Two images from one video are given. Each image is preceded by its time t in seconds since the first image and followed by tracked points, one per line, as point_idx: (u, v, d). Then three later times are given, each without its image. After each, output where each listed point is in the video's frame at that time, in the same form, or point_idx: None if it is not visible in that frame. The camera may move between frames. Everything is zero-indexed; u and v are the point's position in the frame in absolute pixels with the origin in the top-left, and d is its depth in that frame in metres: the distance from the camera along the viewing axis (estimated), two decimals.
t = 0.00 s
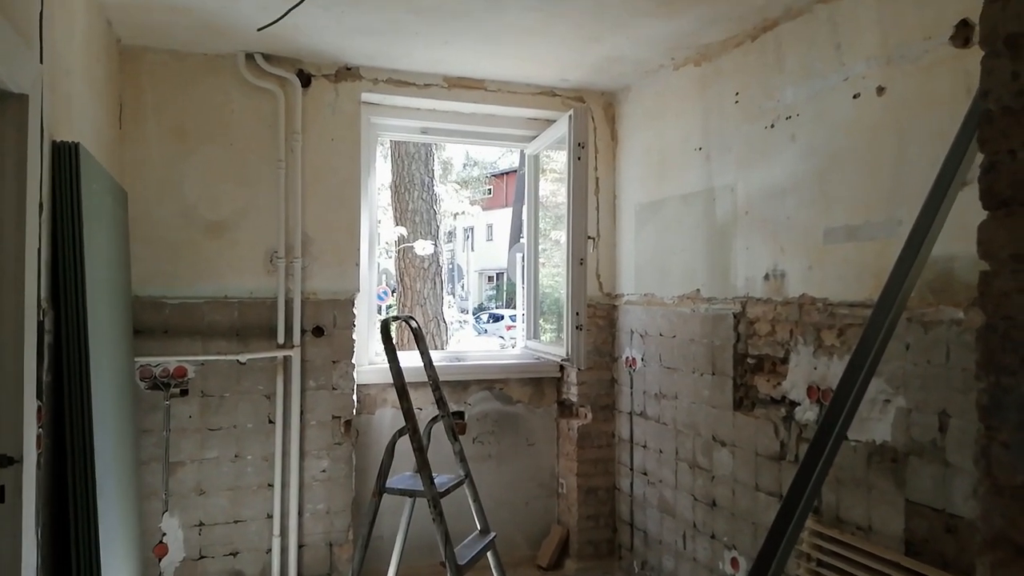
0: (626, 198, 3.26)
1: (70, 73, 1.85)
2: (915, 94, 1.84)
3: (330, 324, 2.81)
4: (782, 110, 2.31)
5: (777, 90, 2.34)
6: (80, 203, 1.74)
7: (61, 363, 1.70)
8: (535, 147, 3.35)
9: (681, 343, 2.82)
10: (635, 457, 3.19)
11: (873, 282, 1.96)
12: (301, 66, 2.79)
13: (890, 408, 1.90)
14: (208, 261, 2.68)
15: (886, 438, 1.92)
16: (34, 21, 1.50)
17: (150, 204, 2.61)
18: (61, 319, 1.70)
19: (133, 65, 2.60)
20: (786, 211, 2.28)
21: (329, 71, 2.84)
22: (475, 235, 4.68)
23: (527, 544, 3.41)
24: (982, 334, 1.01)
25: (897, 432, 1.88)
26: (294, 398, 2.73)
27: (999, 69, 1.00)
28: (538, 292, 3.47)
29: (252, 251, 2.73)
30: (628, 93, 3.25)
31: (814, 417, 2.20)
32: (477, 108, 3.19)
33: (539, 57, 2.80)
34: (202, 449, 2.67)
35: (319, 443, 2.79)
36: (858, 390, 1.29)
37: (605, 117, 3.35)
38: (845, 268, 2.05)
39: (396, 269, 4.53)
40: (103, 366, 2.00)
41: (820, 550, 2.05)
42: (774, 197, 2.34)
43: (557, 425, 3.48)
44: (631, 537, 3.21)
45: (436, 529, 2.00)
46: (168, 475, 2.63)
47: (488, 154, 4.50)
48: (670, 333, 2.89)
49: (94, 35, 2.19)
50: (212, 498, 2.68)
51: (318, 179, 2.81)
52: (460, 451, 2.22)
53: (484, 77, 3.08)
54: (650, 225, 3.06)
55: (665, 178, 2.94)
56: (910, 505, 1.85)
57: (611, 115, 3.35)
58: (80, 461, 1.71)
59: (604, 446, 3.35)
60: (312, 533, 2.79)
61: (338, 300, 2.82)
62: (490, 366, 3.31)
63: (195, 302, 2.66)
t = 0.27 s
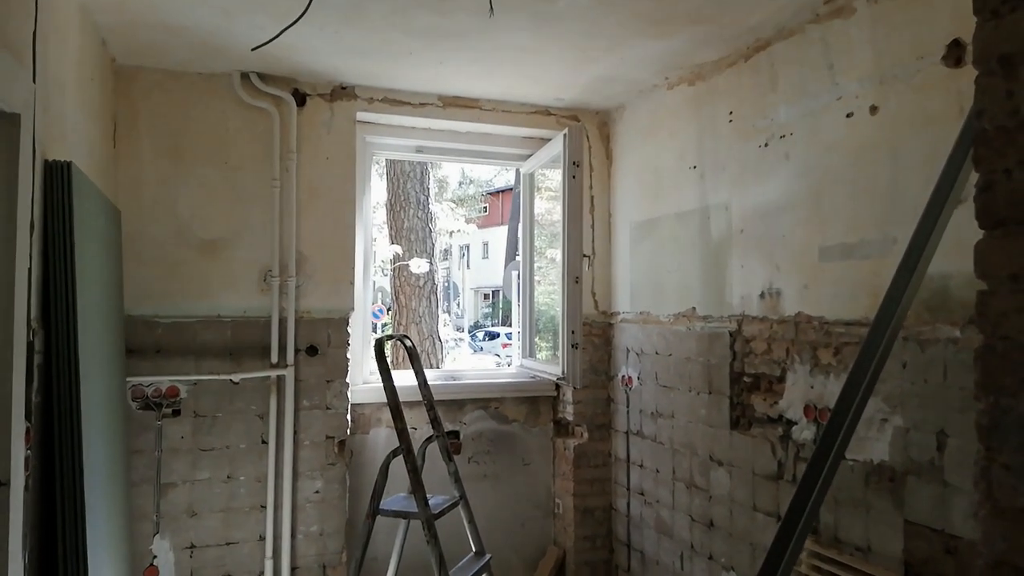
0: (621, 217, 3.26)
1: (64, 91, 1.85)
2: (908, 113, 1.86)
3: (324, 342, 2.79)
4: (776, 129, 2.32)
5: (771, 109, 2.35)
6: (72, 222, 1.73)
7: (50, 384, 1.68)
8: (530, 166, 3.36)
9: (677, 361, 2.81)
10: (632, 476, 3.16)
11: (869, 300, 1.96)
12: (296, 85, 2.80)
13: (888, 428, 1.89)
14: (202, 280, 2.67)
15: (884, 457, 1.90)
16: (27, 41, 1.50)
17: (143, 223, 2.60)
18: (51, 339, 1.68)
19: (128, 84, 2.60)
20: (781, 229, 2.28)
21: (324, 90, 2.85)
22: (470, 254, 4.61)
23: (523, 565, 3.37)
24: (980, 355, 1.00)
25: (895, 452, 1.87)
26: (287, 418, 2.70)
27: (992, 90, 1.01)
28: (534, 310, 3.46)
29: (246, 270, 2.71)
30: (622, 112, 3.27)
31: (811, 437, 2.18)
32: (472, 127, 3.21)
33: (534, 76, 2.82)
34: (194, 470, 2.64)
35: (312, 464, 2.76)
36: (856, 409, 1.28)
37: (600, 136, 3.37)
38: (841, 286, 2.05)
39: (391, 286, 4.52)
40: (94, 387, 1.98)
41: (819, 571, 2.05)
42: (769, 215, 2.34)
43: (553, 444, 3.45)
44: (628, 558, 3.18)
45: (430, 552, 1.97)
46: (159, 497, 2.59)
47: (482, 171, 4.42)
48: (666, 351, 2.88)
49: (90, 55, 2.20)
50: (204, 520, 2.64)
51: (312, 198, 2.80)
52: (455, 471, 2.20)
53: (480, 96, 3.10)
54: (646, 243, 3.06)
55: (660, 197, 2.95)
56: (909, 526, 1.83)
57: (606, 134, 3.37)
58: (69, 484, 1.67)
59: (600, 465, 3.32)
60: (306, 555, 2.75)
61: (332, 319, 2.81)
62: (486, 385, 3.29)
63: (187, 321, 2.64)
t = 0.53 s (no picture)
0: (618, 233, 3.27)
1: (60, 109, 1.85)
2: (903, 131, 1.87)
3: (320, 359, 2.77)
4: (772, 146, 2.33)
5: (766, 126, 2.37)
6: (66, 239, 1.72)
7: (42, 402, 1.66)
8: (527, 183, 3.37)
9: (674, 378, 2.80)
10: (630, 494, 3.14)
11: (866, 317, 1.96)
12: (293, 103, 2.81)
13: (887, 445, 1.88)
14: (197, 297, 2.65)
15: (883, 475, 1.89)
16: (24, 59, 1.50)
17: (139, 240, 2.59)
18: (43, 357, 1.66)
19: (125, 102, 2.61)
20: (777, 246, 2.29)
21: (321, 108, 2.86)
22: (468, 269, 4.74)
23: None
24: (980, 372, 1.00)
25: (895, 469, 1.86)
26: (282, 436, 2.68)
27: (987, 107, 1.01)
28: (531, 327, 3.45)
29: (242, 287, 2.70)
30: (618, 129, 3.29)
31: (809, 454, 2.17)
32: (469, 144, 3.22)
33: (531, 94, 2.83)
34: (187, 489, 2.61)
35: (307, 482, 2.73)
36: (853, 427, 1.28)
37: (596, 153, 3.38)
38: (838, 302, 2.05)
39: (388, 304, 4.48)
40: (86, 406, 1.96)
41: None
42: (765, 232, 2.34)
43: (550, 462, 3.42)
44: None
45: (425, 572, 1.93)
46: (152, 516, 2.56)
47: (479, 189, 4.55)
48: (664, 368, 2.87)
49: (86, 73, 2.20)
50: (197, 539, 2.61)
51: (308, 215, 2.80)
52: (451, 490, 2.17)
53: (476, 113, 3.12)
54: (642, 260, 3.06)
55: (657, 213, 2.96)
56: (909, 544, 1.81)
57: (602, 151, 3.38)
58: (60, 504, 1.65)
59: (598, 483, 3.29)
60: None
61: (328, 335, 2.79)
62: (482, 402, 3.27)
63: (182, 338, 2.62)
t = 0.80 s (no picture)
0: (616, 248, 3.27)
1: (57, 123, 1.85)
2: (900, 145, 1.87)
3: (316, 374, 2.76)
4: (769, 161, 2.34)
5: (763, 140, 2.37)
6: (62, 253, 1.71)
7: (35, 418, 1.64)
8: (524, 197, 3.37)
9: (673, 393, 2.79)
10: (629, 510, 3.11)
11: (865, 332, 1.95)
12: (291, 117, 2.82)
13: (887, 461, 1.86)
14: (193, 312, 2.64)
15: (884, 491, 1.88)
16: (20, 73, 1.50)
17: (135, 255, 2.59)
18: (37, 371, 1.65)
19: (123, 117, 2.61)
20: (775, 261, 2.29)
21: (319, 122, 2.86)
22: (465, 284, 4.77)
23: None
24: (983, 388, 1.00)
25: (895, 485, 1.84)
26: (278, 452, 2.65)
27: (987, 121, 1.02)
28: (529, 341, 3.44)
29: (239, 301, 2.69)
30: (615, 144, 3.30)
31: (809, 470, 2.15)
32: (467, 159, 3.22)
33: (529, 109, 2.84)
34: (182, 505, 2.58)
35: (303, 499, 2.70)
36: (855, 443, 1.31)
37: (593, 168, 3.39)
38: (837, 317, 2.05)
39: (385, 318, 4.44)
40: (80, 423, 1.95)
41: None
42: (763, 246, 2.34)
43: (548, 478, 3.40)
44: None
45: None
46: (146, 533, 2.53)
47: (478, 203, 4.65)
48: (662, 383, 2.86)
49: (85, 88, 2.21)
50: (192, 557, 2.58)
51: (306, 229, 2.80)
52: (448, 507, 2.14)
53: (474, 128, 3.12)
54: (640, 274, 3.06)
55: (654, 227, 2.96)
56: (911, 561, 1.80)
57: (599, 166, 3.39)
58: (54, 522, 1.63)
59: (596, 499, 3.27)
60: None
61: (325, 350, 2.78)
62: (480, 417, 3.25)
63: (177, 353, 2.61)
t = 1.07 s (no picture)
0: (615, 259, 3.27)
1: (56, 134, 1.86)
2: (898, 156, 1.88)
3: (315, 386, 2.75)
4: (767, 172, 2.35)
5: (761, 152, 2.38)
6: (60, 264, 1.71)
7: (32, 429, 1.63)
8: (523, 209, 3.38)
9: (672, 404, 2.78)
10: (628, 522, 3.09)
11: (865, 343, 1.95)
12: (290, 129, 2.83)
13: (887, 472, 1.85)
14: (191, 323, 2.64)
15: (884, 503, 1.87)
16: (20, 84, 1.51)
17: (134, 266, 2.59)
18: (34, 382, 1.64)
19: (122, 128, 2.62)
20: (774, 272, 2.29)
21: (319, 134, 2.87)
22: (464, 295, 4.68)
23: None
24: (984, 399, 0.99)
25: (896, 497, 1.84)
26: (275, 464, 2.64)
27: (985, 132, 1.02)
28: (527, 353, 3.43)
29: (237, 313, 2.69)
30: (613, 156, 3.31)
31: (810, 481, 2.14)
32: (466, 170, 3.23)
33: (528, 121, 2.86)
34: (179, 518, 2.56)
35: (301, 511, 2.69)
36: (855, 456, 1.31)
37: (592, 179, 3.40)
38: (836, 328, 2.05)
39: (384, 328, 4.48)
40: (77, 435, 1.93)
41: None
42: (762, 257, 2.35)
43: (547, 490, 3.38)
44: None
45: None
46: (142, 546, 2.51)
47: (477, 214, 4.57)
48: (661, 394, 2.85)
49: (84, 99, 2.21)
50: (188, 570, 2.56)
51: (304, 240, 2.80)
52: (446, 519, 2.12)
53: (473, 140, 3.14)
54: (639, 285, 3.06)
55: (653, 239, 2.96)
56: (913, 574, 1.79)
57: (598, 177, 3.40)
58: (49, 534, 1.62)
59: (595, 511, 3.25)
60: None
61: (323, 361, 2.77)
62: (479, 429, 3.24)
63: (175, 364, 2.60)
